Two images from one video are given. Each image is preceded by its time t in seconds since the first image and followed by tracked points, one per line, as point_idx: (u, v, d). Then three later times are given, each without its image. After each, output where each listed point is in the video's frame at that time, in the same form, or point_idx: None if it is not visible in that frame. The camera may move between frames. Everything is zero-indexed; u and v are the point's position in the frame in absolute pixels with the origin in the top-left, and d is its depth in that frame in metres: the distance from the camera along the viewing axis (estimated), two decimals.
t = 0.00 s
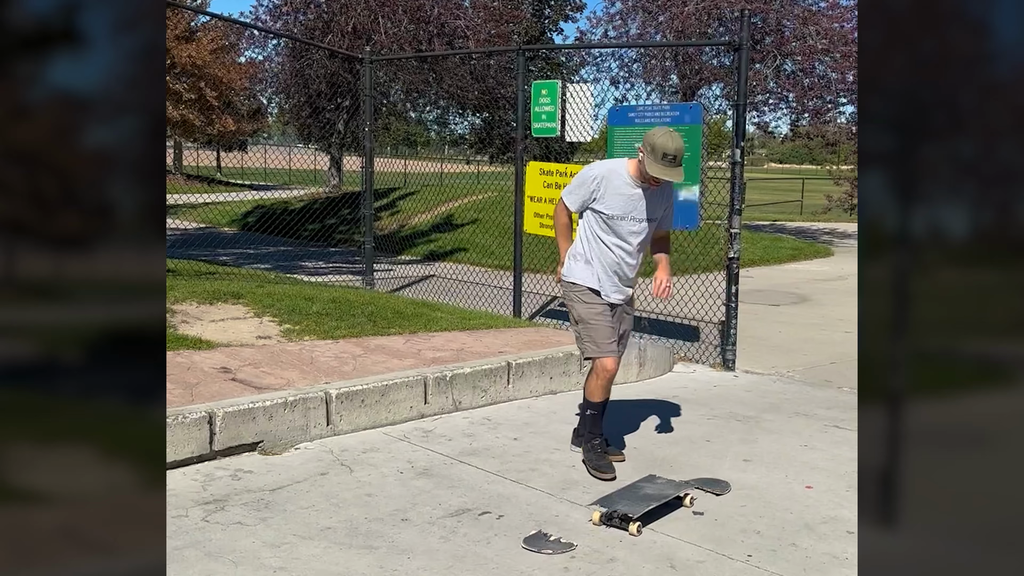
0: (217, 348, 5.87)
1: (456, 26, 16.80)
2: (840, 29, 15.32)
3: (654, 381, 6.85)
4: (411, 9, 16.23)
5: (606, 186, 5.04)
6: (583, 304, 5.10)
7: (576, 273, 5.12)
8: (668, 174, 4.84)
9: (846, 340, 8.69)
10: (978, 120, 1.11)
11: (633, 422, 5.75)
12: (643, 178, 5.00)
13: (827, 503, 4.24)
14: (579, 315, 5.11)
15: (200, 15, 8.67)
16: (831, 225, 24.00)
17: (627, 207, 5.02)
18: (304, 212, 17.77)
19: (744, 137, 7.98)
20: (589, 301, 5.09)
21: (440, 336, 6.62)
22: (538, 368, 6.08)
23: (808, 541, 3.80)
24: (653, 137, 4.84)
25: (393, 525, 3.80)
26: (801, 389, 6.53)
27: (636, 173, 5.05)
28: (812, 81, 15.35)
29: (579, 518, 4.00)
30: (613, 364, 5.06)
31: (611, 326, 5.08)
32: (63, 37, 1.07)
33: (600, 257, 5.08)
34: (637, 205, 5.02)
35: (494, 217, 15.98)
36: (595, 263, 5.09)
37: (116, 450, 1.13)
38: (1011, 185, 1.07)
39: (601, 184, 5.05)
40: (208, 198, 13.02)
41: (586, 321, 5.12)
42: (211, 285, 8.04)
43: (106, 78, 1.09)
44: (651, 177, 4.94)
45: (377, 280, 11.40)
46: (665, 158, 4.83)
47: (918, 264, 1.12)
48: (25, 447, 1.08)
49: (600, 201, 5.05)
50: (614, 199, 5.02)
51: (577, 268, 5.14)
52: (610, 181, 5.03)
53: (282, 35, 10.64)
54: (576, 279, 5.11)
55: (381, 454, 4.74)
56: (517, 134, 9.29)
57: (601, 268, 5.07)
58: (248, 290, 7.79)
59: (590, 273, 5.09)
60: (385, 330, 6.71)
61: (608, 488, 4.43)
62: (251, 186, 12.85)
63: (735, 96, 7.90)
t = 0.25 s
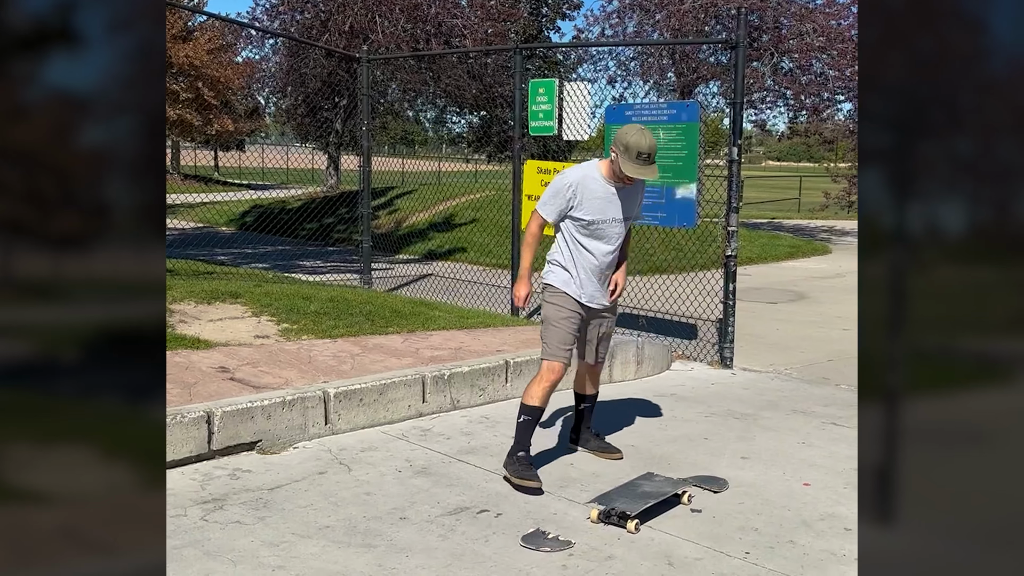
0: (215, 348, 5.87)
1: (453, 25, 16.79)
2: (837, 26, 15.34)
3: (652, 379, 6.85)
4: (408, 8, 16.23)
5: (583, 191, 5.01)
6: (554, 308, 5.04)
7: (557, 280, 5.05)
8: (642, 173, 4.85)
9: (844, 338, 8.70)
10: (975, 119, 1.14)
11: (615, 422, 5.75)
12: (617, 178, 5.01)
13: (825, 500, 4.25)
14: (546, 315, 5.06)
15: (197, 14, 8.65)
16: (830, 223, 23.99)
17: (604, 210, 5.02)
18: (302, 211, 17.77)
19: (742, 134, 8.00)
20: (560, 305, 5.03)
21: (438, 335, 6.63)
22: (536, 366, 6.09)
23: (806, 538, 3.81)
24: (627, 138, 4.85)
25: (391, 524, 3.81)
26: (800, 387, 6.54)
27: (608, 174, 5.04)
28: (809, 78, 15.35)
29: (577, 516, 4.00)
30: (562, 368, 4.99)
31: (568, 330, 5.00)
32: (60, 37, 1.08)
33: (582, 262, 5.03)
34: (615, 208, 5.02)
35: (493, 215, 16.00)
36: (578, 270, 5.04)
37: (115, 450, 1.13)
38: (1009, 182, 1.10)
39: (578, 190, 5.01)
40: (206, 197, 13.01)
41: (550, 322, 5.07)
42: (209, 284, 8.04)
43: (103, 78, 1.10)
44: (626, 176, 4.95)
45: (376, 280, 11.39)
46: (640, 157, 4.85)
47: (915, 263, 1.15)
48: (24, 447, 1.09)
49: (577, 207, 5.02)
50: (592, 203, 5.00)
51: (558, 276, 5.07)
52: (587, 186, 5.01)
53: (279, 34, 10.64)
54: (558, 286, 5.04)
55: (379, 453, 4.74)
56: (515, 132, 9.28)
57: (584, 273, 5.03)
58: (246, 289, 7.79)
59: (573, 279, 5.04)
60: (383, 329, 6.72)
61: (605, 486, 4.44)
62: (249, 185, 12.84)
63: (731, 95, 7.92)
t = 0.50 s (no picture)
0: (214, 347, 5.88)
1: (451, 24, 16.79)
2: (835, 24, 15.35)
3: (651, 377, 6.86)
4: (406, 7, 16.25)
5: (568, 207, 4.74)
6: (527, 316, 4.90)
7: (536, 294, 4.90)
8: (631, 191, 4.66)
9: (842, 335, 8.71)
10: (973, 115, 1.10)
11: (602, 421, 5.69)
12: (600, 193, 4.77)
13: (823, 497, 4.25)
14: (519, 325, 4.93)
15: (195, 13, 8.66)
16: (828, 220, 24.00)
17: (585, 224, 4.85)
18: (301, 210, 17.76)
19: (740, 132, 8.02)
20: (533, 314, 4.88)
21: (437, 334, 6.63)
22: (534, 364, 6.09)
23: (804, 535, 3.81)
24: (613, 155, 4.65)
25: (391, 522, 3.81)
26: (798, 384, 6.54)
27: (587, 187, 4.78)
28: (807, 76, 15.36)
29: (576, 514, 4.01)
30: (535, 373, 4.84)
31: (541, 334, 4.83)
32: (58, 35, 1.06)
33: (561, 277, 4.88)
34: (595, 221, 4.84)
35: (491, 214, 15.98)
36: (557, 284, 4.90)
37: (113, 449, 1.11)
38: (1008, 180, 1.06)
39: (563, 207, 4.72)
40: (204, 197, 13.02)
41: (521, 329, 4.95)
42: (208, 284, 8.04)
43: (101, 77, 1.08)
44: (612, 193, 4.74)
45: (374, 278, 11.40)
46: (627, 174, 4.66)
47: (913, 260, 1.11)
48: (22, 446, 1.07)
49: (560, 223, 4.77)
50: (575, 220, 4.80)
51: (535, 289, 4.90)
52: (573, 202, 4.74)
53: (277, 33, 10.65)
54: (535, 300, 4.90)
55: (378, 451, 4.74)
56: (513, 131, 9.28)
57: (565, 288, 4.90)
58: (245, 288, 7.80)
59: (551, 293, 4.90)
60: (382, 328, 6.72)
61: (605, 484, 4.44)
62: (248, 185, 12.85)
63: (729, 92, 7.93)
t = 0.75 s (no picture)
0: (213, 345, 5.87)
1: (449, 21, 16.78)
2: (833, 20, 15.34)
3: (650, 373, 6.86)
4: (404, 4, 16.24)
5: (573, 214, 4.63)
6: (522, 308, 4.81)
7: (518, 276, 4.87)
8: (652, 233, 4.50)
9: (841, 331, 8.71)
10: (973, 112, 1.09)
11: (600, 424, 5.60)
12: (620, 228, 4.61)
13: (823, 493, 4.25)
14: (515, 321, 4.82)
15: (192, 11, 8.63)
16: (827, 217, 24.00)
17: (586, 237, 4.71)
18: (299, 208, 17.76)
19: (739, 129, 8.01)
20: (526, 301, 4.81)
21: (435, 331, 6.62)
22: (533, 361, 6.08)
23: (804, 531, 3.81)
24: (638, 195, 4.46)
25: (390, 519, 3.80)
26: (797, 381, 6.54)
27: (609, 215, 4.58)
28: (805, 73, 15.36)
29: (576, 510, 4.01)
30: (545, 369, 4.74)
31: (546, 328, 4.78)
32: (54, 31, 1.02)
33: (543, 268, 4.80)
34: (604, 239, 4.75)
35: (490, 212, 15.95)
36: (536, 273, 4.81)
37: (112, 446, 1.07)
38: (1003, 175, 1.04)
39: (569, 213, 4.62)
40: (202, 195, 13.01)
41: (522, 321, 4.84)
42: (207, 281, 8.04)
43: (100, 74, 1.05)
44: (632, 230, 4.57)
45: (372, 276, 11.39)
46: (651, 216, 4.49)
47: (913, 256, 1.11)
48: (18, 445, 1.03)
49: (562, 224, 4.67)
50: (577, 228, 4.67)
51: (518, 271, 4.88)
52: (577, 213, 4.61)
53: (275, 31, 10.63)
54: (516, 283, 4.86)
55: (377, 449, 4.74)
56: (511, 128, 9.27)
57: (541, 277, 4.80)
58: (243, 286, 7.79)
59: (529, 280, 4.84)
60: (381, 325, 6.71)
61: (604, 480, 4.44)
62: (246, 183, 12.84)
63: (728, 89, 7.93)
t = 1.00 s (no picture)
0: (209, 343, 5.86)
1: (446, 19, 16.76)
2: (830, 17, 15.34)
3: (647, 371, 6.85)
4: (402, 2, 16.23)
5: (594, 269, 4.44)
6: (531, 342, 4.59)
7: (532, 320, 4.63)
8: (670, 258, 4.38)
9: (838, 328, 8.71)
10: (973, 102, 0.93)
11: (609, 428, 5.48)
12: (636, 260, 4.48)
13: (821, 491, 4.25)
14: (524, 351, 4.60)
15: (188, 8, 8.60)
16: (824, 214, 24.02)
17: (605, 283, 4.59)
18: (296, 206, 17.75)
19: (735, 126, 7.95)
20: (533, 334, 4.59)
21: (432, 329, 6.61)
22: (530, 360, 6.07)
23: (801, 528, 3.81)
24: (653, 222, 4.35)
25: (387, 517, 3.80)
26: (794, 378, 6.54)
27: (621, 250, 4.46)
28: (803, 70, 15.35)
29: (573, 509, 4.00)
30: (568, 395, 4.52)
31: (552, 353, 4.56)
32: (51, 25, 0.83)
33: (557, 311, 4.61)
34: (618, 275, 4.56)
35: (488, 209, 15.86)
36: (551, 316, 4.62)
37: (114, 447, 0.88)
38: (1004, 165, 0.89)
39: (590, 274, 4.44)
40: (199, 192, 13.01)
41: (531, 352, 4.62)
42: (203, 279, 8.03)
43: (99, 71, 0.86)
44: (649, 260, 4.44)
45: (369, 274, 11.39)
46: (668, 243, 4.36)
47: (906, 243, 0.94)
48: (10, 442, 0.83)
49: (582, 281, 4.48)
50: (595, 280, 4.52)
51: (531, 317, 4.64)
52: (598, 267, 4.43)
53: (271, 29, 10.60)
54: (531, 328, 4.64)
55: (374, 447, 4.73)
56: (508, 125, 9.26)
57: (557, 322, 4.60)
58: (240, 284, 7.79)
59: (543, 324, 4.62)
60: (377, 323, 6.70)
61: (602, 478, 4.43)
62: (243, 181, 12.83)
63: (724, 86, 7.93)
